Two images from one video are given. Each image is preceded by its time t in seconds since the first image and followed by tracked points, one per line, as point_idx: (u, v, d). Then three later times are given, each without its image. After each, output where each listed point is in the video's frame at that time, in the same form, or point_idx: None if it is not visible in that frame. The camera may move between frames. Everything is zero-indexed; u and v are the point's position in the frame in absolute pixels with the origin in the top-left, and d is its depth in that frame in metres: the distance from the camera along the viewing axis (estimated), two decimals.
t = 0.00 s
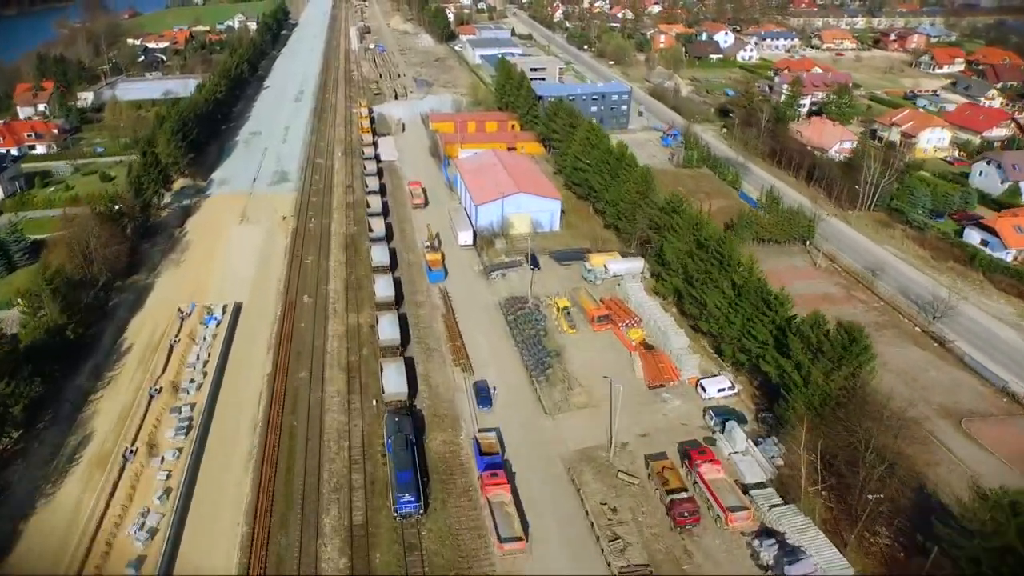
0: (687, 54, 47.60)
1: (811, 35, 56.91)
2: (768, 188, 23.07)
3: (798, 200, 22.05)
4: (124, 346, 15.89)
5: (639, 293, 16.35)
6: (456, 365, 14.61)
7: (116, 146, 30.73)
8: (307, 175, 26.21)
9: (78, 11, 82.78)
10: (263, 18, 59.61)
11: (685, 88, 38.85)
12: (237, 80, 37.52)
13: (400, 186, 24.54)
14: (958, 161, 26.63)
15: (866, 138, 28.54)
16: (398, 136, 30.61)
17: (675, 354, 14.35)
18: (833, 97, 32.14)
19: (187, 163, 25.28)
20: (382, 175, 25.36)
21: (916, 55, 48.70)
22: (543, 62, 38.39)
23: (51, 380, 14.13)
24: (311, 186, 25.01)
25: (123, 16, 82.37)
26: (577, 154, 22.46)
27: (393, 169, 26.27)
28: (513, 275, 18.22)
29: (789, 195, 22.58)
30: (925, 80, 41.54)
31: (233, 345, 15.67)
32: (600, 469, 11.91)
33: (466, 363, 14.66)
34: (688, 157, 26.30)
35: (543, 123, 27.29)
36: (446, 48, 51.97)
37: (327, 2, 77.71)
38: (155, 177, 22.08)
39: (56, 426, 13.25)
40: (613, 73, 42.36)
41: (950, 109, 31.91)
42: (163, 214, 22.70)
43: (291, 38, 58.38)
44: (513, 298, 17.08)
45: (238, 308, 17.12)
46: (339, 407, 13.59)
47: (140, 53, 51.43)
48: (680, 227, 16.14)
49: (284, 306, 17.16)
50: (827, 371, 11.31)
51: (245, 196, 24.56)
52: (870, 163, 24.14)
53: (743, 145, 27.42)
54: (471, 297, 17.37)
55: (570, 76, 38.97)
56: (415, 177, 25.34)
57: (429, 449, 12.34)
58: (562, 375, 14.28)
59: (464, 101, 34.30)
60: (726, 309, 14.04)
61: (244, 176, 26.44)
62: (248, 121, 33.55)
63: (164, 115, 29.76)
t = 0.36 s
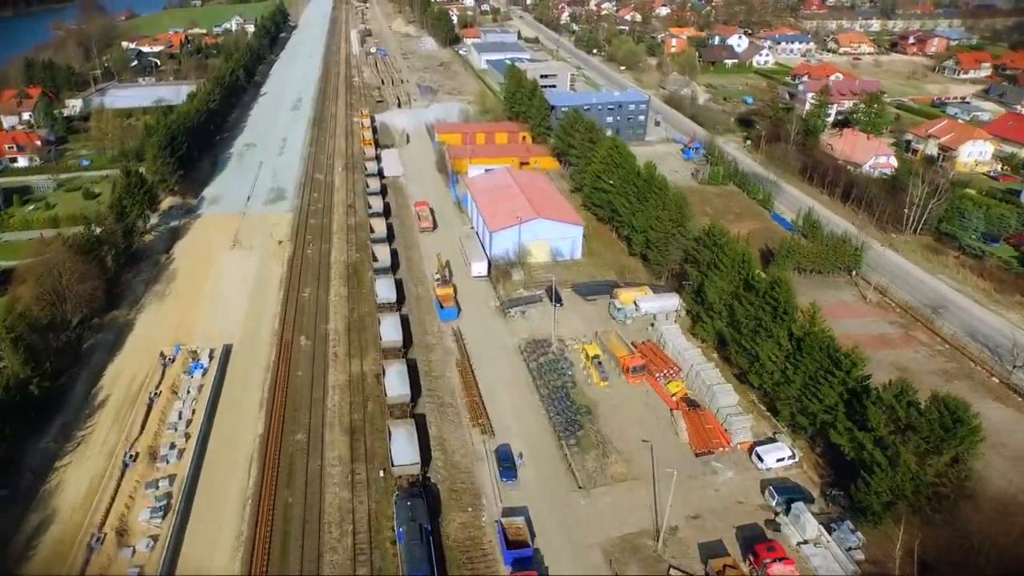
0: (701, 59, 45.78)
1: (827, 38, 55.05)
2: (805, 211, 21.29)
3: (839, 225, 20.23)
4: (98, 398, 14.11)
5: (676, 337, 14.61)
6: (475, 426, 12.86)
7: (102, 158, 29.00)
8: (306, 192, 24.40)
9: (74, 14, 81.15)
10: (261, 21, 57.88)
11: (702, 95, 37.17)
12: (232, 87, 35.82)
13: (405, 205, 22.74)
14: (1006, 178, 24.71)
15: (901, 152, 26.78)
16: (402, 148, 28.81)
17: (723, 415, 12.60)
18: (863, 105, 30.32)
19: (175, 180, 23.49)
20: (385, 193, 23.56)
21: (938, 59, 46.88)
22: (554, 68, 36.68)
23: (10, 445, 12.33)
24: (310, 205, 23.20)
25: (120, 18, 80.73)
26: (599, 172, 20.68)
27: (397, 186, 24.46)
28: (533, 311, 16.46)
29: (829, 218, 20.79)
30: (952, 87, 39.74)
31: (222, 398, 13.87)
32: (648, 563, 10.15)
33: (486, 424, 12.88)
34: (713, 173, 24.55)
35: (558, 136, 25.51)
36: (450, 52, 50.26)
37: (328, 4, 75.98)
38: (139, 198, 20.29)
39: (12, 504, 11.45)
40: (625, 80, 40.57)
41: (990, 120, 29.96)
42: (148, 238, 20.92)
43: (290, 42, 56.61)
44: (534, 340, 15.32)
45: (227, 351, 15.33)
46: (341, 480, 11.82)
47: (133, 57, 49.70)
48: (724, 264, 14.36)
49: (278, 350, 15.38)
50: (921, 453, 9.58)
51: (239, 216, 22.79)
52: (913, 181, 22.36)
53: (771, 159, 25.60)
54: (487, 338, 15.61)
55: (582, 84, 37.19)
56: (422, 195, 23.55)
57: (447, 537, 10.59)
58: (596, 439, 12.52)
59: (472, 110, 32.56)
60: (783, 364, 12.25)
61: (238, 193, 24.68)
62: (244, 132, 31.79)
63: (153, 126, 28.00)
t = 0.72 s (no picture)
0: (715, 64, 44.01)
1: (842, 42, 53.29)
2: (847, 238, 19.55)
3: (888, 255, 18.51)
4: (63, 465, 12.35)
5: (721, 394, 12.84)
6: (496, 506, 11.12)
7: (85, 171, 27.25)
8: (303, 212, 22.56)
9: (68, 15, 79.40)
10: (257, 23, 56.12)
11: (720, 103, 35.45)
12: (226, 94, 34.09)
13: (411, 228, 20.97)
14: None
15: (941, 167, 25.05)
16: (406, 162, 26.99)
17: (785, 494, 10.80)
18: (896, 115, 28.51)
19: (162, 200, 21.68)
20: (388, 215, 21.73)
21: (962, 63, 45.14)
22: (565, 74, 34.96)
23: None
24: (308, 229, 21.38)
25: (115, 20, 79.04)
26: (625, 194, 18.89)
27: (402, 206, 22.66)
28: (556, 358, 14.71)
29: (874, 245, 19.07)
30: (980, 94, 38.03)
31: (205, 469, 12.09)
32: None
33: (510, 504, 11.14)
34: (741, 192, 22.83)
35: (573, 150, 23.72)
36: (454, 56, 48.57)
37: (327, 5, 74.21)
38: (119, 225, 18.53)
39: None
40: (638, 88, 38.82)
41: None
42: (131, 267, 19.15)
43: (288, 45, 54.84)
44: (560, 394, 13.58)
45: (212, 406, 13.55)
46: None
47: (125, 61, 47.95)
48: (778, 311, 12.60)
49: (270, 404, 13.63)
50: None
51: (230, 240, 21.01)
52: (961, 204, 20.64)
53: (803, 177, 23.82)
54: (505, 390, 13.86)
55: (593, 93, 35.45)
56: (428, 216, 21.74)
57: None
58: (638, 523, 10.76)
59: (479, 120, 30.86)
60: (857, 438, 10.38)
61: (230, 213, 22.90)
62: (238, 143, 29.98)
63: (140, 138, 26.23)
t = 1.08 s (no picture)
0: (729, 70, 42.28)
1: (858, 46, 51.52)
2: (897, 270, 17.78)
3: (948, 293, 16.74)
4: (17, 555, 10.60)
5: (779, 469, 11.09)
6: None
7: (68, 187, 25.52)
8: (299, 237, 20.83)
9: (63, 17, 77.80)
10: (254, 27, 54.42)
11: (739, 111, 33.74)
12: (220, 103, 32.39)
13: (416, 255, 19.15)
14: None
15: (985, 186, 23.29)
16: (409, 177, 25.21)
17: None
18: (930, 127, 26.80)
19: (146, 224, 19.93)
20: (391, 241, 19.98)
21: (987, 68, 43.35)
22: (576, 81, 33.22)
23: None
24: (304, 256, 19.64)
25: (111, 23, 77.41)
26: (654, 224, 17.11)
27: (405, 229, 20.89)
28: (585, 418, 12.97)
29: (930, 280, 17.32)
30: (1011, 102, 36.29)
31: (181, 563, 10.34)
32: None
33: None
34: (773, 215, 21.04)
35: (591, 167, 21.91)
36: (458, 61, 46.91)
37: (326, 7, 72.69)
38: (94, 257, 16.82)
39: None
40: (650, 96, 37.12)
41: None
42: (109, 301, 17.44)
43: (286, 49, 53.14)
44: (591, 463, 11.86)
45: (194, 477, 11.82)
46: None
47: (117, 67, 46.26)
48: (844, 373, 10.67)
49: (260, 476, 11.89)
50: None
51: (220, 269, 19.25)
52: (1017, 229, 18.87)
53: (837, 198, 22.12)
54: (528, 458, 12.11)
55: (606, 102, 33.74)
56: (434, 242, 19.98)
57: None
58: None
59: (487, 132, 29.17)
60: (963, 545, 8.62)
61: (221, 237, 21.15)
62: (231, 157, 28.27)
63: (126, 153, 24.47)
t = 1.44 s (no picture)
0: (746, 76, 40.54)
1: (876, 50, 49.76)
2: (958, 311, 16.09)
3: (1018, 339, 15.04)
4: None
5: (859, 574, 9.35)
6: None
7: (47, 207, 23.79)
8: (295, 267, 19.07)
9: (58, 19, 76.16)
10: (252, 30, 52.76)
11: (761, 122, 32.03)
12: (212, 114, 30.72)
13: (424, 290, 17.40)
14: None
15: None
16: (413, 196, 23.45)
17: None
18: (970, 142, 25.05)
19: (127, 254, 18.18)
20: (395, 273, 18.25)
21: (1015, 75, 41.56)
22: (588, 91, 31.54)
23: None
24: (300, 290, 17.90)
25: (106, 25, 75.75)
26: (691, 262, 15.40)
27: (410, 258, 19.15)
28: (621, 497, 11.26)
29: (996, 323, 15.61)
30: None
31: None
32: None
33: None
34: (812, 242, 19.28)
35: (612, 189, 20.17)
36: (462, 66, 45.22)
37: (326, 10, 71.05)
38: (62, 298, 15.07)
39: None
40: (665, 105, 35.39)
41: None
42: (82, 346, 15.70)
43: (284, 54, 51.45)
44: (632, 557, 10.13)
45: None
46: None
47: (108, 73, 44.57)
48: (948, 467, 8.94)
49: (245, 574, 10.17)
50: None
51: (209, 305, 17.50)
52: None
53: (879, 224, 20.40)
54: (559, 550, 10.35)
55: (620, 113, 32.02)
56: (442, 275, 18.27)
57: None
58: None
59: (496, 147, 27.47)
60: None
61: (210, 267, 19.39)
62: (224, 173, 26.53)
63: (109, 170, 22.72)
